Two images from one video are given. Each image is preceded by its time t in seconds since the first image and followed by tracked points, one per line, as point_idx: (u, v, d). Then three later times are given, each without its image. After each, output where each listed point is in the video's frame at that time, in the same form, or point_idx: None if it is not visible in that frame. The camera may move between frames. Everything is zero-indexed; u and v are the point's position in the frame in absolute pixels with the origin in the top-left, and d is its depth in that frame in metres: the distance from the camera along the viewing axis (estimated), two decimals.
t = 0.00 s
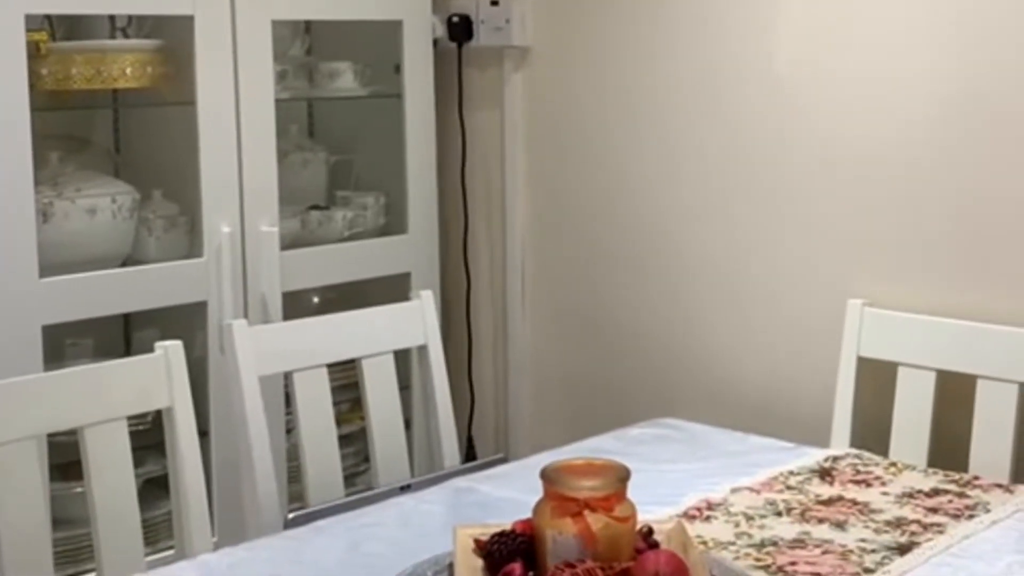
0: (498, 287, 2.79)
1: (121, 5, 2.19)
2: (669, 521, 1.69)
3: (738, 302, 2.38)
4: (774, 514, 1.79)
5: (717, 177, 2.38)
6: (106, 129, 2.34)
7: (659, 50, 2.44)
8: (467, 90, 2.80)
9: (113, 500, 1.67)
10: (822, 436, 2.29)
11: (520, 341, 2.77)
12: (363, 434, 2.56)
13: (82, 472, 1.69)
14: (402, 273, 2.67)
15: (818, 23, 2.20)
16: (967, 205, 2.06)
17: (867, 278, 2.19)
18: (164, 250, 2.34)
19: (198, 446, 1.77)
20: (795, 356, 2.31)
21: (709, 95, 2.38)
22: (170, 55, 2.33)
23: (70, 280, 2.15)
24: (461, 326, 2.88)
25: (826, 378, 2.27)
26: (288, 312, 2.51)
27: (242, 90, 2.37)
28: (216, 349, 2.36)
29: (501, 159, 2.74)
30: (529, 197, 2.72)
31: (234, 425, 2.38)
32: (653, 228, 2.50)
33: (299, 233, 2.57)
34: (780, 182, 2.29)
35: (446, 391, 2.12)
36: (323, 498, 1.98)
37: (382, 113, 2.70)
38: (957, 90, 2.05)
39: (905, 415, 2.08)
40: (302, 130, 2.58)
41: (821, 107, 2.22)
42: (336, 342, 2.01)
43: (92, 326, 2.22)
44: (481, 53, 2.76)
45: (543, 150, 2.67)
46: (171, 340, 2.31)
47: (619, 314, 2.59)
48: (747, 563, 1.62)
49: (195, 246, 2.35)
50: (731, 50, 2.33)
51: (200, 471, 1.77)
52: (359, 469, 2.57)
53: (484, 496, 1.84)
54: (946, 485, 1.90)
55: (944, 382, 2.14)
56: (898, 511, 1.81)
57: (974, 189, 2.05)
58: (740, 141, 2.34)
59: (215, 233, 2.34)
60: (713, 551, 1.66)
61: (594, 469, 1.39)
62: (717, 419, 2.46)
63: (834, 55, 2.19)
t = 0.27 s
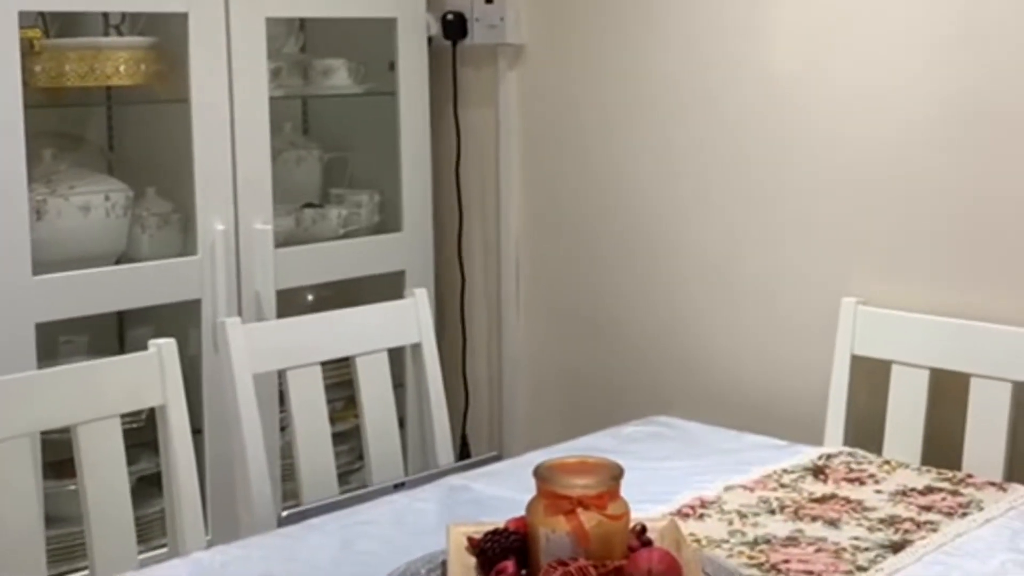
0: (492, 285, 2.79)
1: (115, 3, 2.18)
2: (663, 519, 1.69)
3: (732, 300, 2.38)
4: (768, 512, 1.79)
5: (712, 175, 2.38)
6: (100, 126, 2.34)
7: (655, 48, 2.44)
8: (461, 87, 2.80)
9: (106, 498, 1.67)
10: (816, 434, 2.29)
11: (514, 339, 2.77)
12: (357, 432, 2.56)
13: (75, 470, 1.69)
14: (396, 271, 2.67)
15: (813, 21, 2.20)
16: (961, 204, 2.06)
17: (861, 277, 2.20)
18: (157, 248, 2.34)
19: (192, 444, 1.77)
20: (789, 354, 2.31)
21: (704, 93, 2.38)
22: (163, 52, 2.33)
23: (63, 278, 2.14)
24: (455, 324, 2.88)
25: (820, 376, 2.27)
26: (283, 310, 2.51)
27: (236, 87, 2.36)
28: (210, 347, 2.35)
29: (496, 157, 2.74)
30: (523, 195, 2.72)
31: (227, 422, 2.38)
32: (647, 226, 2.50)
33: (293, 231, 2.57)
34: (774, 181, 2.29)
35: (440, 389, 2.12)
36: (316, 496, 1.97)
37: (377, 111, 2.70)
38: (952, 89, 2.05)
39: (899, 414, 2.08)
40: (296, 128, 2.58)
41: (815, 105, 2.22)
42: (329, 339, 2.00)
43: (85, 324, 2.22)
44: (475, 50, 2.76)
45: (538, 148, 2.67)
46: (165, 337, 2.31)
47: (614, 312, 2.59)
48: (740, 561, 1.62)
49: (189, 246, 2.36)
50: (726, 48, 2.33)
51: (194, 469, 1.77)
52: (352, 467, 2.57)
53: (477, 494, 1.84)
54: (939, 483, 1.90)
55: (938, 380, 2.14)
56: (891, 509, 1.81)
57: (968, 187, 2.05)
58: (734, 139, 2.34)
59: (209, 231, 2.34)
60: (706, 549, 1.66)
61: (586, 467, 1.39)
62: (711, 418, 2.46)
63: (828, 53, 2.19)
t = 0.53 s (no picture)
0: (487, 279, 2.79)
1: None
2: (656, 513, 1.69)
3: (727, 294, 2.38)
4: (761, 506, 1.79)
5: (706, 169, 2.38)
6: (94, 119, 2.33)
7: (649, 42, 2.44)
8: (456, 81, 2.79)
9: (99, 490, 1.67)
10: (810, 429, 2.29)
11: (509, 333, 2.77)
12: (350, 425, 2.56)
13: (68, 462, 1.68)
14: (391, 265, 2.67)
15: (808, 16, 2.20)
16: (955, 198, 2.06)
17: (855, 272, 2.20)
18: (151, 241, 2.34)
19: (185, 437, 1.76)
20: (783, 348, 2.31)
21: (699, 87, 2.37)
22: (157, 45, 2.33)
23: (56, 270, 2.14)
24: (449, 318, 2.88)
25: (814, 370, 2.27)
26: (277, 303, 2.51)
27: (231, 80, 2.36)
28: (204, 340, 2.35)
29: (490, 151, 2.74)
30: (518, 190, 2.72)
31: (221, 416, 2.37)
32: (641, 220, 2.50)
33: (287, 224, 2.56)
34: (769, 175, 2.29)
35: (434, 383, 2.12)
36: (310, 489, 1.97)
37: (371, 104, 2.69)
38: (946, 83, 2.05)
39: (893, 407, 2.08)
40: (290, 121, 2.57)
41: (810, 99, 2.22)
42: (323, 333, 2.00)
43: (78, 317, 2.21)
44: (470, 44, 2.75)
45: (533, 142, 2.67)
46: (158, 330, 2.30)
47: (608, 307, 2.58)
48: (733, 555, 1.62)
49: (182, 239, 2.35)
50: (721, 42, 2.33)
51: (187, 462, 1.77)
52: (346, 461, 2.56)
53: (471, 488, 1.84)
54: (933, 477, 1.91)
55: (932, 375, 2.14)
56: (884, 503, 1.81)
57: (963, 181, 2.05)
58: (729, 133, 2.34)
59: (202, 224, 2.34)
60: (700, 542, 1.66)
61: (579, 460, 1.39)
62: (705, 412, 2.46)
63: (823, 48, 2.19)
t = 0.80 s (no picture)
0: (481, 274, 2.79)
1: None
2: (649, 507, 1.69)
3: (721, 289, 2.38)
4: (755, 501, 1.79)
5: (701, 164, 2.38)
6: (88, 113, 2.33)
7: (643, 36, 2.44)
8: (450, 76, 2.79)
9: (92, 484, 1.66)
10: (803, 424, 2.30)
11: (502, 328, 2.77)
12: (344, 420, 2.56)
13: (61, 457, 1.68)
14: (385, 260, 2.67)
15: (802, 10, 2.20)
16: (950, 193, 2.06)
17: (849, 266, 2.20)
18: (144, 235, 2.34)
19: (178, 431, 1.76)
20: (776, 343, 2.31)
21: (694, 82, 2.37)
22: (151, 39, 2.33)
23: (50, 264, 2.14)
24: (443, 313, 2.88)
25: (808, 365, 2.27)
26: (270, 298, 2.51)
27: (224, 74, 2.36)
28: (197, 335, 2.35)
29: (485, 145, 2.74)
30: (512, 184, 2.72)
31: (214, 410, 2.37)
32: (635, 215, 2.50)
33: (281, 219, 2.56)
34: (763, 170, 2.29)
35: (428, 377, 2.12)
36: (304, 484, 1.97)
37: (365, 99, 2.69)
38: (941, 78, 2.05)
39: (886, 402, 2.08)
40: (283, 116, 2.57)
41: (805, 94, 2.22)
42: (317, 327, 2.00)
43: (72, 311, 2.21)
44: (465, 39, 2.75)
45: (527, 137, 2.67)
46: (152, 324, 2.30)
47: (601, 302, 2.59)
48: (726, 549, 1.63)
49: (176, 234, 2.35)
50: (715, 37, 2.33)
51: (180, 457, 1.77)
52: (340, 455, 2.56)
53: (465, 482, 1.84)
54: (926, 471, 1.91)
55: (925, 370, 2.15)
56: (878, 497, 1.81)
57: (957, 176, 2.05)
58: (723, 128, 2.34)
59: (196, 218, 2.33)
60: (693, 536, 1.67)
61: (573, 454, 1.40)
62: (698, 407, 2.46)
63: (817, 43, 2.19)
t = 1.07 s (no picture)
0: (471, 268, 2.79)
1: None
2: (638, 500, 1.69)
3: (712, 282, 2.38)
4: (743, 493, 1.80)
5: (690, 158, 2.38)
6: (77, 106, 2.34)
7: (633, 29, 2.43)
8: (440, 69, 2.79)
9: (79, 478, 1.66)
10: (793, 417, 2.30)
11: (493, 321, 2.77)
12: (334, 414, 2.56)
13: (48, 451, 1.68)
14: (375, 253, 2.66)
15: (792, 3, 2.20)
16: (939, 186, 2.06)
17: (839, 259, 2.20)
18: (133, 229, 2.33)
19: (167, 424, 1.76)
20: (767, 336, 2.31)
21: (684, 75, 2.37)
22: (139, 32, 2.32)
23: (39, 257, 2.13)
24: (434, 306, 2.88)
25: (798, 358, 2.27)
26: (260, 291, 2.51)
27: (213, 67, 2.35)
28: (187, 329, 2.34)
29: (475, 138, 2.74)
30: (503, 178, 2.71)
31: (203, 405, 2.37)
32: (626, 208, 2.50)
33: (271, 212, 2.55)
34: (753, 163, 2.29)
35: (418, 371, 2.12)
36: (292, 478, 1.97)
37: (355, 92, 2.69)
38: (931, 70, 2.05)
39: (876, 395, 2.08)
40: (273, 109, 2.57)
41: (795, 87, 2.22)
42: (306, 321, 2.00)
43: (61, 305, 2.20)
44: (455, 32, 2.75)
45: (518, 129, 2.67)
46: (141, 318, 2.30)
47: (592, 295, 2.59)
48: (715, 542, 1.63)
49: (165, 227, 2.34)
50: (705, 29, 2.33)
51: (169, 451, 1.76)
52: (329, 449, 2.56)
53: (454, 476, 1.84)
54: (915, 464, 1.91)
55: (915, 363, 2.15)
56: (867, 490, 1.81)
57: (946, 169, 2.05)
58: (714, 120, 2.34)
59: (185, 212, 2.33)
60: (681, 529, 1.67)
61: (560, 447, 1.40)
62: (689, 400, 2.46)
63: (807, 35, 2.19)
